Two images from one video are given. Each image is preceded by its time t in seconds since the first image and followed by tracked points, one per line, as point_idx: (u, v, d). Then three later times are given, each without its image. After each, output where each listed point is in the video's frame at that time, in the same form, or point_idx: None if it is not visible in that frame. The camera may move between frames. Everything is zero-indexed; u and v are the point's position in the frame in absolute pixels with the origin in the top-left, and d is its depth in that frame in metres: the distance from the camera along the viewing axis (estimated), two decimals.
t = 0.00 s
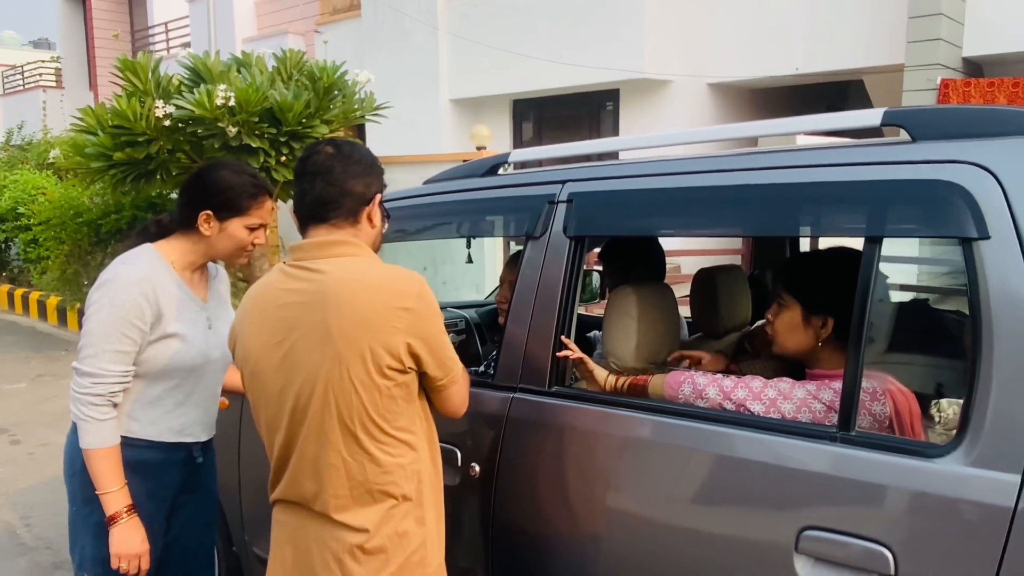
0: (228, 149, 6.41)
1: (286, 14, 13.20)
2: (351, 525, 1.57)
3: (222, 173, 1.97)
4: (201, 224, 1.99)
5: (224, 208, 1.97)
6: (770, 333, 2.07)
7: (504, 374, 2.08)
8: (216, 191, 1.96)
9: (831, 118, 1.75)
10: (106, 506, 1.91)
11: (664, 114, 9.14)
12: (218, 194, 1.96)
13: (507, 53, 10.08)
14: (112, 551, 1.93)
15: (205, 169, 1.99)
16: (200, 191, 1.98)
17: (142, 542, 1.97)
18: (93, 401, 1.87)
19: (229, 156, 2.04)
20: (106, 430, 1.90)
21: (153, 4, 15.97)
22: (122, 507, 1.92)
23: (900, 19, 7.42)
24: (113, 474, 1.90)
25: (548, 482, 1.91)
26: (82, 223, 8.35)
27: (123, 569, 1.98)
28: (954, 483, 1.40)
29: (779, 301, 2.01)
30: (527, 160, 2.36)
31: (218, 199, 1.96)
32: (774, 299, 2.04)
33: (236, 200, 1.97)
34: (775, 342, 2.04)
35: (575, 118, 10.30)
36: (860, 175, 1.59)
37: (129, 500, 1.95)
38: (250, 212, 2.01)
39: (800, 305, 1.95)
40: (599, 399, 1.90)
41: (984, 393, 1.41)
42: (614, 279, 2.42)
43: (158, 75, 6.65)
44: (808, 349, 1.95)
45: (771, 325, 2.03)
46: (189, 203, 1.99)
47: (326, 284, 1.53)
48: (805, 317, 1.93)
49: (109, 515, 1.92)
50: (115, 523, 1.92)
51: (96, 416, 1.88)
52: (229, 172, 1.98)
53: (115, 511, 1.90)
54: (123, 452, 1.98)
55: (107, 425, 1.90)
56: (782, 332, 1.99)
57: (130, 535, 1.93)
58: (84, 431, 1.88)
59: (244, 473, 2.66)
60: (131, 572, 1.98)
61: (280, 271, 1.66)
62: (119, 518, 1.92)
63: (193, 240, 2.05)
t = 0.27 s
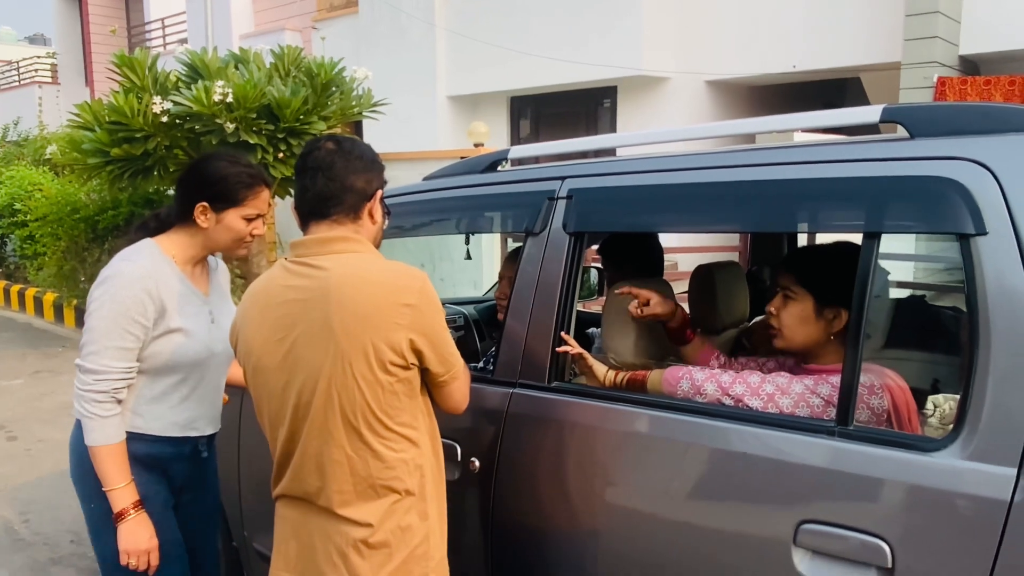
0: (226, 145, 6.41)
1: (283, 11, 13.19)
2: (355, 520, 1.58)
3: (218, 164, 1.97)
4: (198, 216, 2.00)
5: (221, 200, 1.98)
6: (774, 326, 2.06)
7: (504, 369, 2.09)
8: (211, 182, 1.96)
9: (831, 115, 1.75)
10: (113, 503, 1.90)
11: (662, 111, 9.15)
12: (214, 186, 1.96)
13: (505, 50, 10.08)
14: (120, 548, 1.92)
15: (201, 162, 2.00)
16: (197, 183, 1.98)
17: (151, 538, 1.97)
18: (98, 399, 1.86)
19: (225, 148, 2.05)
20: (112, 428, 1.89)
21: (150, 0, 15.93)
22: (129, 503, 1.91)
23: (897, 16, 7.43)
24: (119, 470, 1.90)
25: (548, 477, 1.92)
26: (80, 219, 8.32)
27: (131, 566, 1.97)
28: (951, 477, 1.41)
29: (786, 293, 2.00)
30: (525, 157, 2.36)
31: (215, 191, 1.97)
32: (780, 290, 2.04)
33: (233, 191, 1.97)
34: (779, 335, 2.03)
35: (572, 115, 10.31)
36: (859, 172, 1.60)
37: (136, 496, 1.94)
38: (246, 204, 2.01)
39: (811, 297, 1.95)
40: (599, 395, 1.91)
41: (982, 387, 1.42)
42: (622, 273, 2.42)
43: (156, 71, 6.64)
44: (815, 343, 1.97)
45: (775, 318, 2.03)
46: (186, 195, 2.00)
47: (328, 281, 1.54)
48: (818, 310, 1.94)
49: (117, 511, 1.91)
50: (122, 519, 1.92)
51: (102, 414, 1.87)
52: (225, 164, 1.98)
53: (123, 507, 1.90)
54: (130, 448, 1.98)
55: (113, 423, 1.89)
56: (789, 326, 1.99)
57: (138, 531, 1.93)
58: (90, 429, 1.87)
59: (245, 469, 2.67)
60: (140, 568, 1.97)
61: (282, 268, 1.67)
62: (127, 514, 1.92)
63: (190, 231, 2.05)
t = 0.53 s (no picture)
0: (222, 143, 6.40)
1: (280, 8, 13.18)
2: (353, 518, 1.58)
3: (206, 156, 1.97)
4: (191, 211, 2.00)
5: (213, 192, 1.98)
6: (767, 325, 2.07)
7: (502, 367, 2.10)
8: (203, 176, 1.97)
9: (826, 114, 1.76)
10: (129, 518, 1.88)
11: (658, 110, 9.17)
12: (206, 179, 1.97)
13: (501, 48, 10.08)
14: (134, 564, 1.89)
15: (190, 156, 2.00)
16: (189, 178, 1.98)
17: (165, 553, 1.94)
18: (118, 410, 1.85)
19: (214, 141, 2.05)
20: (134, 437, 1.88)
21: None
22: (145, 518, 1.89)
23: (892, 16, 7.45)
24: (135, 484, 1.87)
25: (545, 475, 1.93)
26: (75, 217, 8.29)
27: None
28: (945, 474, 1.42)
29: (778, 291, 2.02)
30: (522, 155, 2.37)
31: (209, 184, 1.97)
32: (771, 289, 2.05)
33: (224, 182, 1.97)
34: (772, 334, 2.04)
35: (568, 114, 10.33)
36: (854, 171, 1.61)
37: (152, 511, 1.92)
38: (239, 195, 2.01)
39: (803, 295, 1.96)
40: (596, 394, 1.92)
41: (975, 385, 1.43)
42: (621, 270, 2.44)
43: (151, 68, 6.62)
44: (804, 342, 1.97)
45: (767, 317, 2.04)
46: (178, 191, 2.00)
47: (326, 280, 1.54)
48: (809, 308, 1.94)
49: (132, 526, 1.88)
50: (138, 535, 1.89)
51: (123, 424, 1.86)
52: (214, 156, 1.98)
53: (138, 522, 1.87)
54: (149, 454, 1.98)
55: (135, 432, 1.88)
56: (781, 324, 1.99)
57: (152, 546, 1.90)
58: (110, 441, 1.85)
59: (243, 467, 2.67)
60: None
61: (279, 266, 1.67)
62: (142, 529, 1.89)
63: (184, 227, 2.05)
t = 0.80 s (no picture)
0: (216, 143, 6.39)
1: (274, 8, 13.16)
2: (344, 518, 1.59)
3: (197, 157, 1.93)
4: (187, 215, 1.97)
5: (208, 195, 1.95)
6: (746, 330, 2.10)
7: (494, 367, 2.10)
8: (196, 178, 1.93)
9: (815, 116, 1.78)
10: (165, 536, 1.85)
11: (652, 110, 9.19)
12: (200, 181, 1.93)
13: (495, 48, 10.08)
14: None
15: (180, 157, 1.95)
16: (181, 182, 1.94)
17: (204, 569, 1.91)
18: (145, 430, 1.81)
19: (202, 138, 2.00)
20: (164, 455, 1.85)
21: None
22: (181, 535, 1.86)
23: (885, 17, 7.47)
24: (169, 502, 1.84)
25: (537, 474, 1.94)
26: (68, 217, 8.26)
27: None
28: (932, 472, 1.44)
29: (758, 296, 2.05)
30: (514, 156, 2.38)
31: (204, 187, 1.94)
32: (751, 294, 2.08)
33: (220, 183, 1.94)
34: (751, 338, 2.06)
35: (562, 114, 10.34)
36: (842, 172, 1.62)
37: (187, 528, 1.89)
38: (235, 193, 1.98)
39: (783, 300, 1.99)
40: (587, 394, 1.93)
41: (962, 385, 1.44)
42: (615, 269, 2.44)
43: (144, 68, 6.60)
44: (784, 346, 2.00)
45: (746, 323, 2.07)
46: (171, 196, 1.97)
47: (316, 281, 1.55)
48: (787, 313, 1.98)
49: (169, 544, 1.85)
50: (174, 553, 1.86)
51: (152, 444, 1.82)
52: (204, 155, 1.94)
53: (176, 540, 1.84)
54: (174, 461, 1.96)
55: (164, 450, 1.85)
56: (760, 328, 2.02)
57: (193, 563, 1.87)
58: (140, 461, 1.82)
59: (236, 467, 2.67)
60: None
61: (270, 267, 1.68)
62: (180, 547, 1.86)
63: (181, 233, 2.02)
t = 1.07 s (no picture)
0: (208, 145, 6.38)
1: (266, 9, 13.14)
2: (332, 519, 1.59)
3: (202, 169, 1.83)
4: (191, 228, 1.89)
5: (212, 208, 1.86)
6: (727, 336, 2.13)
7: (485, 368, 2.11)
8: (201, 193, 1.84)
9: (801, 117, 1.79)
10: (183, 546, 1.85)
11: (645, 111, 9.21)
12: (205, 195, 1.84)
13: (488, 49, 10.09)
14: None
15: (184, 166, 1.85)
16: (184, 193, 1.85)
17: (224, 573, 1.92)
18: (153, 445, 1.80)
19: (206, 146, 1.89)
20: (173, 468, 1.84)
21: None
22: (199, 545, 1.85)
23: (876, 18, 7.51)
24: (185, 514, 1.84)
25: (528, 474, 1.95)
26: (60, 219, 8.22)
27: None
28: (917, 471, 1.45)
29: (736, 303, 2.08)
30: (505, 157, 2.39)
31: (209, 199, 1.85)
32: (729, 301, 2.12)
33: (227, 196, 1.85)
34: (732, 345, 2.09)
35: (555, 115, 10.35)
36: (829, 173, 1.63)
37: (204, 537, 1.88)
38: (242, 205, 1.90)
39: (760, 307, 2.02)
40: (576, 394, 1.93)
41: (947, 384, 1.46)
42: (605, 270, 2.45)
43: (136, 69, 6.59)
44: (765, 350, 2.03)
45: (727, 328, 2.10)
46: (174, 208, 1.88)
47: (303, 282, 1.55)
48: (766, 319, 2.01)
49: (188, 554, 1.85)
50: (194, 562, 1.85)
51: (161, 459, 1.81)
52: (209, 168, 1.83)
53: (195, 550, 1.84)
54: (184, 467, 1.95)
55: (173, 463, 1.83)
56: (741, 334, 2.05)
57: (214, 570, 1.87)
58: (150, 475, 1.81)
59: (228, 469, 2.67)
60: None
61: (257, 269, 1.68)
62: (199, 556, 1.86)
63: (184, 244, 1.94)
